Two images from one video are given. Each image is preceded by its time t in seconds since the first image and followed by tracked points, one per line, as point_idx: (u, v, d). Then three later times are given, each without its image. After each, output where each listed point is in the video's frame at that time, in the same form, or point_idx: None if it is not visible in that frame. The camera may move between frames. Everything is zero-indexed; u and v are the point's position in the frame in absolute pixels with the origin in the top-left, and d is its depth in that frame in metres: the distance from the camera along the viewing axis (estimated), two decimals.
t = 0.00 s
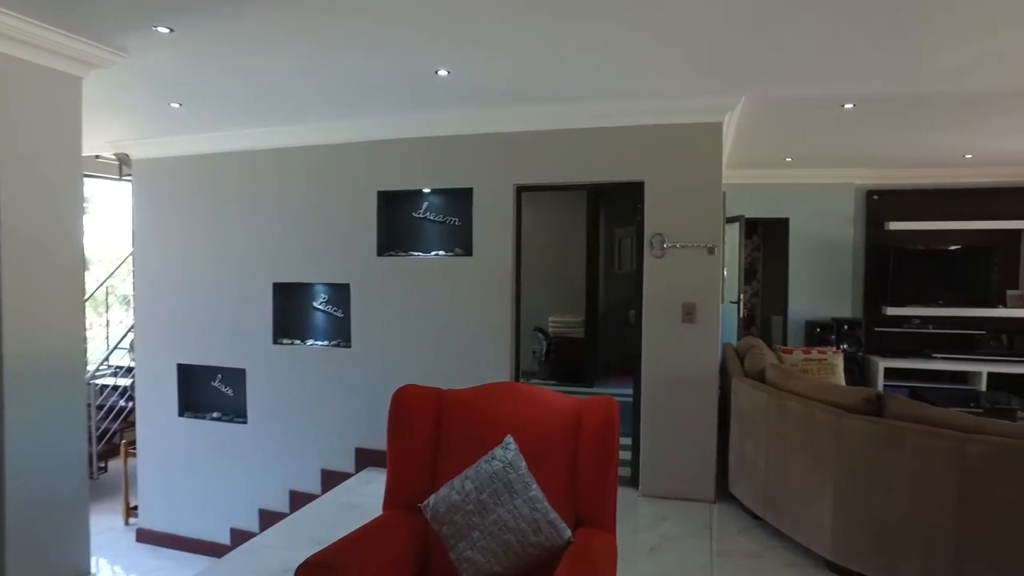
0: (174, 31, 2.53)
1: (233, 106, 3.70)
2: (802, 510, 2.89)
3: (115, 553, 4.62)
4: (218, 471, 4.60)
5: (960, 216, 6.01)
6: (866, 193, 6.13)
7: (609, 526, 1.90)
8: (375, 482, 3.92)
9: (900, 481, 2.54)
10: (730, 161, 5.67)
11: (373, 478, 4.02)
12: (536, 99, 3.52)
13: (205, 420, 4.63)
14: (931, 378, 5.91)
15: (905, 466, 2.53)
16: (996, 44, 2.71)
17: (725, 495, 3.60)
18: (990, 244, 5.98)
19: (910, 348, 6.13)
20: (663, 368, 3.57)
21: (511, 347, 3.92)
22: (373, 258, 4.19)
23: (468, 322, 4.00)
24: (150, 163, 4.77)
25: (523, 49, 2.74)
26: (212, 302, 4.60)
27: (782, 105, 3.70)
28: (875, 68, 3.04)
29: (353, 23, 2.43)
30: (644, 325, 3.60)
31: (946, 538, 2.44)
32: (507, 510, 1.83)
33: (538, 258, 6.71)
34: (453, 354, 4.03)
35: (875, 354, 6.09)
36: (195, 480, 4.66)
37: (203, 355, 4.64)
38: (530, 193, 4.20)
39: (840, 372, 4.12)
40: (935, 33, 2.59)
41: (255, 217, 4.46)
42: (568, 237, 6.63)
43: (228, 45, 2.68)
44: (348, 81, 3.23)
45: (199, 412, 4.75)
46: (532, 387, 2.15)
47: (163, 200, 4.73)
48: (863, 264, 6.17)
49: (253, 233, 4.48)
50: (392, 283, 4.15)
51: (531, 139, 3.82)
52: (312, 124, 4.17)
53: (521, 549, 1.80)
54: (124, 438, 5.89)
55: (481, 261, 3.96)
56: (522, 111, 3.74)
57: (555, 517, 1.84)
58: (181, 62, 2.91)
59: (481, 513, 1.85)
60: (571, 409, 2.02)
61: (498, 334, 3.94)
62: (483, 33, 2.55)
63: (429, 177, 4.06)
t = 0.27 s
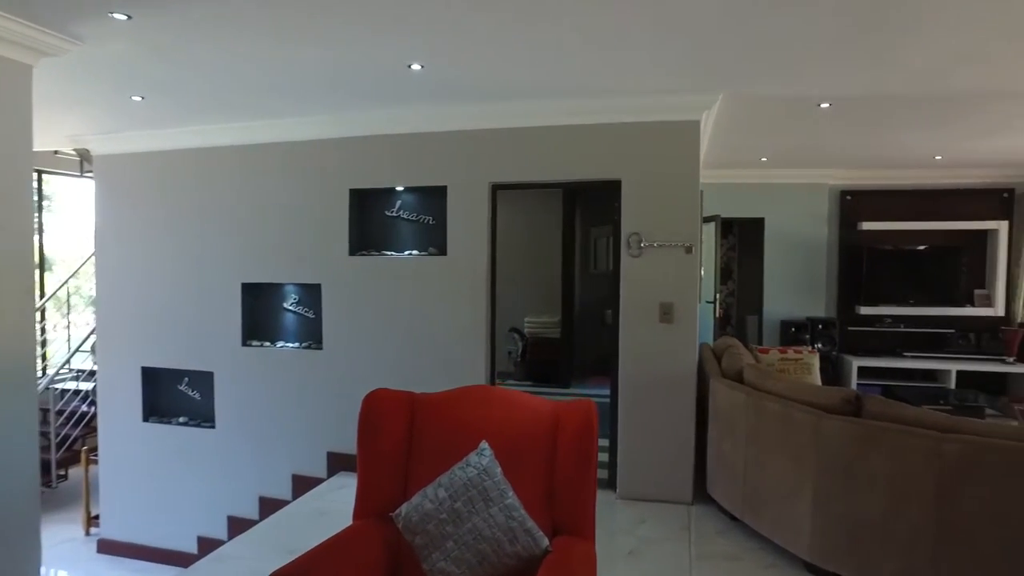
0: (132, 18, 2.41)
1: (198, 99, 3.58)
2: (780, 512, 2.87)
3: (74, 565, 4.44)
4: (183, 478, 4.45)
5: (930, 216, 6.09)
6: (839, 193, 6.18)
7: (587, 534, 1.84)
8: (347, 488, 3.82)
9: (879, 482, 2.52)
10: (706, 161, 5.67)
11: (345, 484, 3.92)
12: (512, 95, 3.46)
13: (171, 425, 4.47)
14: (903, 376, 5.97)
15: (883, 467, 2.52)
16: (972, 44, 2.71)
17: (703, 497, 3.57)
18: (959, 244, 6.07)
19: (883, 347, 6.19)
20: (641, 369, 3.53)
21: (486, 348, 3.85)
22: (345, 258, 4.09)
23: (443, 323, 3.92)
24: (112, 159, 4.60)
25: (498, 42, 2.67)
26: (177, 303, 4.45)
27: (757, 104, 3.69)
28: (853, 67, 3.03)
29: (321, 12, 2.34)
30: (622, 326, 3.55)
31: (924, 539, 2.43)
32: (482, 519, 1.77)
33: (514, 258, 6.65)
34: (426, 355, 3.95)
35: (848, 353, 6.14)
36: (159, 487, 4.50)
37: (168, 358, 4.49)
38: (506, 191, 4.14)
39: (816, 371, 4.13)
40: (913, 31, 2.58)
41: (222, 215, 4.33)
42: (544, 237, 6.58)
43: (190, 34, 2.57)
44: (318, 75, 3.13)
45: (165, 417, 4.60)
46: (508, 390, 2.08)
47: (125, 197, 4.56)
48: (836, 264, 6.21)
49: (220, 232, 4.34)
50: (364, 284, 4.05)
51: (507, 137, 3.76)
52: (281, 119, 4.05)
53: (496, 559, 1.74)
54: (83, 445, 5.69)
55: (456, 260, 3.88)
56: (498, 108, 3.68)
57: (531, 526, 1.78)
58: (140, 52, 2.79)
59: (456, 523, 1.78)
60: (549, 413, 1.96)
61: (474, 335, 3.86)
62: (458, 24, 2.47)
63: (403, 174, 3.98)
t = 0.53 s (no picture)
0: (83, 6, 2.28)
1: (158, 94, 3.44)
2: (757, 516, 2.84)
3: None
4: (146, 487, 4.29)
5: (901, 217, 6.15)
6: (813, 194, 6.22)
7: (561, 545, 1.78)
8: (316, 495, 3.71)
9: (856, 485, 2.50)
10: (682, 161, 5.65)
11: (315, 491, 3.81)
12: (486, 93, 3.38)
13: (133, 432, 4.31)
14: (876, 376, 6.01)
15: (860, 471, 2.49)
16: (947, 44, 2.71)
17: (680, 501, 3.53)
18: (929, 244, 6.13)
19: (856, 347, 6.23)
20: (617, 371, 3.48)
21: (460, 351, 3.77)
22: (314, 259, 3.98)
23: (415, 326, 3.83)
24: (69, 156, 4.42)
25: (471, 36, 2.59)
26: (139, 305, 4.29)
27: (732, 104, 3.67)
28: (829, 66, 3.01)
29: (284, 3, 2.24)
30: (597, 328, 3.50)
31: (901, 543, 2.41)
32: (453, 534, 1.69)
33: (489, 259, 6.58)
34: (399, 359, 3.85)
35: (822, 353, 6.17)
36: (121, 498, 4.33)
37: (129, 362, 4.32)
38: (480, 191, 4.06)
39: (791, 372, 4.12)
40: (889, 30, 2.56)
41: (186, 215, 4.18)
42: (518, 238, 6.52)
43: (145, 24, 2.44)
44: (283, 69, 3.02)
45: (127, 424, 4.43)
46: (481, 396, 2.01)
47: (84, 195, 4.39)
48: (810, 265, 6.24)
49: (184, 233, 4.20)
50: (334, 285, 3.94)
51: (481, 135, 3.68)
52: (248, 116, 3.93)
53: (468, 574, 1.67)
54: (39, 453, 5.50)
55: (429, 261, 3.80)
56: (471, 105, 3.60)
57: (504, 539, 1.71)
58: (93, 42, 2.65)
59: (425, 536, 1.71)
60: (522, 420, 1.90)
61: (447, 337, 3.78)
62: (427, 17, 2.39)
63: (374, 173, 3.87)
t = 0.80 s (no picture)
0: None
1: (121, 88, 3.31)
2: (737, 520, 2.80)
3: None
4: (110, 496, 4.14)
5: (876, 218, 6.19)
6: (791, 195, 6.23)
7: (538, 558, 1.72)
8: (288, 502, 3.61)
9: (837, 489, 2.46)
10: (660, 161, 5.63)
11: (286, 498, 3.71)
12: (461, 90, 3.31)
13: (97, 439, 4.16)
14: (852, 376, 6.04)
15: (841, 474, 2.46)
16: (925, 44, 2.69)
17: (659, 505, 3.49)
18: (904, 245, 6.18)
19: (833, 347, 6.26)
20: (596, 374, 3.42)
21: (435, 354, 3.69)
22: (286, 260, 3.87)
23: (389, 328, 3.74)
24: (28, 153, 4.26)
25: (444, 31, 2.51)
26: (102, 308, 4.15)
27: (710, 103, 3.64)
28: (808, 66, 2.98)
29: None
30: (575, 330, 3.44)
31: (882, 547, 2.38)
32: (423, 547, 1.62)
33: (466, 259, 6.51)
34: (373, 362, 3.76)
35: (800, 353, 6.18)
36: (83, 507, 4.18)
37: (92, 367, 4.18)
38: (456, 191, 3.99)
39: (770, 373, 4.09)
40: (868, 29, 2.53)
41: (152, 214, 4.05)
42: (496, 238, 6.46)
43: (101, 12, 2.33)
44: (250, 63, 2.92)
45: (90, 430, 4.28)
46: (455, 403, 1.94)
47: (44, 194, 4.24)
48: (787, 265, 6.26)
49: (150, 233, 4.07)
50: (306, 287, 3.84)
51: (456, 133, 3.61)
52: (216, 112, 3.82)
53: None
54: None
55: (403, 261, 3.71)
56: (447, 103, 3.53)
57: (478, 552, 1.64)
58: (47, 32, 2.53)
59: (395, 551, 1.63)
60: (497, 427, 1.83)
61: (422, 340, 3.70)
62: (398, 10, 2.31)
63: (347, 172, 3.78)
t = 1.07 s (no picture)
0: None
1: (81, 81, 3.18)
2: (717, 523, 2.77)
3: None
4: (73, 506, 3.99)
5: (852, 218, 6.22)
6: (769, 194, 6.24)
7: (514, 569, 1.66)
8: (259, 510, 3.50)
9: (819, 491, 2.43)
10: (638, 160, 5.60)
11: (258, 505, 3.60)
12: (436, 85, 3.23)
13: (58, 446, 4.01)
14: (829, 375, 6.07)
15: (821, 477, 2.43)
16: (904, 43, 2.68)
17: (638, 508, 3.44)
18: (878, 244, 6.23)
19: (810, 346, 6.29)
20: (574, 376, 3.37)
21: (411, 356, 3.61)
22: (256, 260, 3.76)
23: (363, 329, 3.65)
24: None
25: (417, 23, 2.44)
26: (63, 311, 3.99)
27: (688, 101, 3.60)
28: (787, 64, 2.96)
29: None
30: (553, 331, 3.38)
31: (863, 550, 2.35)
32: (395, 561, 1.54)
33: (443, 259, 6.43)
34: (347, 364, 3.67)
35: (777, 353, 6.19)
36: (43, 518, 4.02)
37: (53, 372, 4.02)
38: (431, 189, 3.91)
39: (749, 374, 4.07)
40: (848, 25, 2.50)
41: (115, 213, 3.91)
42: (473, 237, 6.39)
43: None
44: (216, 56, 2.81)
45: (51, 438, 4.13)
46: (429, 408, 1.87)
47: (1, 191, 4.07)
48: (764, 264, 6.28)
49: (113, 232, 3.93)
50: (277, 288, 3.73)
51: (431, 130, 3.53)
52: (183, 107, 3.70)
53: None
54: None
55: (378, 261, 3.62)
56: (422, 99, 3.45)
57: (452, 564, 1.57)
58: None
59: (365, 565, 1.55)
60: (472, 434, 1.76)
61: (398, 342, 3.61)
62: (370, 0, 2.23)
63: (319, 170, 3.68)
